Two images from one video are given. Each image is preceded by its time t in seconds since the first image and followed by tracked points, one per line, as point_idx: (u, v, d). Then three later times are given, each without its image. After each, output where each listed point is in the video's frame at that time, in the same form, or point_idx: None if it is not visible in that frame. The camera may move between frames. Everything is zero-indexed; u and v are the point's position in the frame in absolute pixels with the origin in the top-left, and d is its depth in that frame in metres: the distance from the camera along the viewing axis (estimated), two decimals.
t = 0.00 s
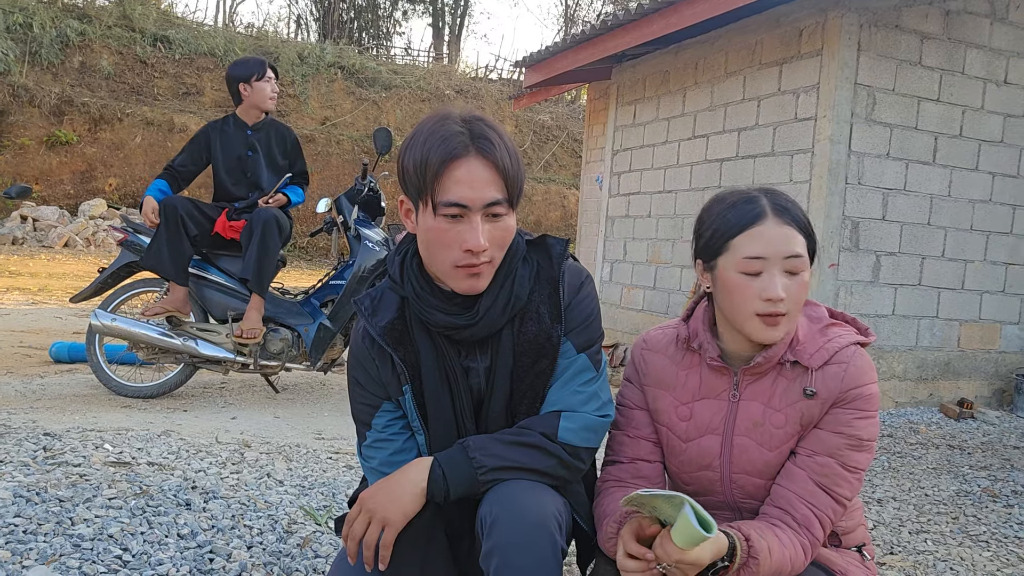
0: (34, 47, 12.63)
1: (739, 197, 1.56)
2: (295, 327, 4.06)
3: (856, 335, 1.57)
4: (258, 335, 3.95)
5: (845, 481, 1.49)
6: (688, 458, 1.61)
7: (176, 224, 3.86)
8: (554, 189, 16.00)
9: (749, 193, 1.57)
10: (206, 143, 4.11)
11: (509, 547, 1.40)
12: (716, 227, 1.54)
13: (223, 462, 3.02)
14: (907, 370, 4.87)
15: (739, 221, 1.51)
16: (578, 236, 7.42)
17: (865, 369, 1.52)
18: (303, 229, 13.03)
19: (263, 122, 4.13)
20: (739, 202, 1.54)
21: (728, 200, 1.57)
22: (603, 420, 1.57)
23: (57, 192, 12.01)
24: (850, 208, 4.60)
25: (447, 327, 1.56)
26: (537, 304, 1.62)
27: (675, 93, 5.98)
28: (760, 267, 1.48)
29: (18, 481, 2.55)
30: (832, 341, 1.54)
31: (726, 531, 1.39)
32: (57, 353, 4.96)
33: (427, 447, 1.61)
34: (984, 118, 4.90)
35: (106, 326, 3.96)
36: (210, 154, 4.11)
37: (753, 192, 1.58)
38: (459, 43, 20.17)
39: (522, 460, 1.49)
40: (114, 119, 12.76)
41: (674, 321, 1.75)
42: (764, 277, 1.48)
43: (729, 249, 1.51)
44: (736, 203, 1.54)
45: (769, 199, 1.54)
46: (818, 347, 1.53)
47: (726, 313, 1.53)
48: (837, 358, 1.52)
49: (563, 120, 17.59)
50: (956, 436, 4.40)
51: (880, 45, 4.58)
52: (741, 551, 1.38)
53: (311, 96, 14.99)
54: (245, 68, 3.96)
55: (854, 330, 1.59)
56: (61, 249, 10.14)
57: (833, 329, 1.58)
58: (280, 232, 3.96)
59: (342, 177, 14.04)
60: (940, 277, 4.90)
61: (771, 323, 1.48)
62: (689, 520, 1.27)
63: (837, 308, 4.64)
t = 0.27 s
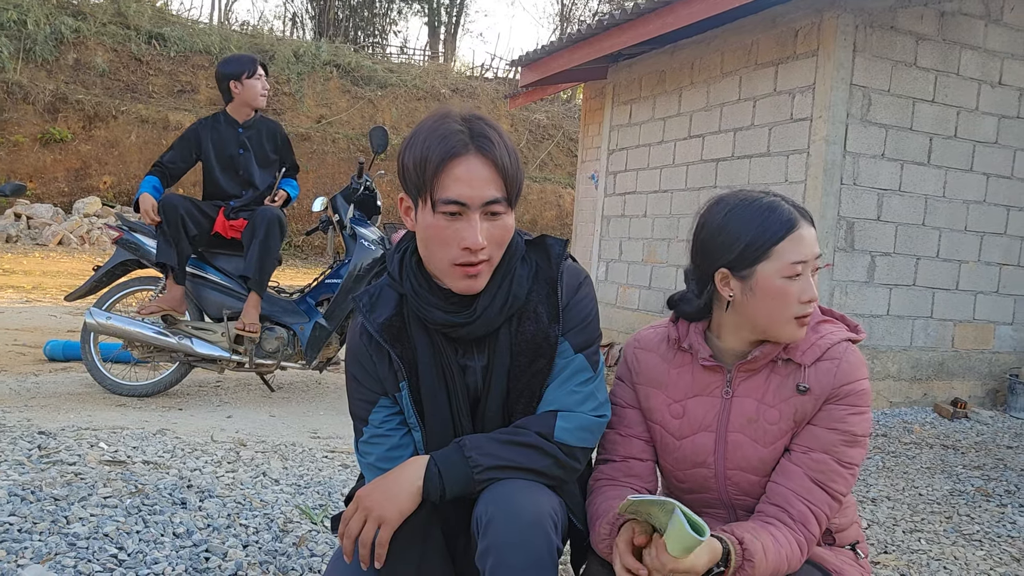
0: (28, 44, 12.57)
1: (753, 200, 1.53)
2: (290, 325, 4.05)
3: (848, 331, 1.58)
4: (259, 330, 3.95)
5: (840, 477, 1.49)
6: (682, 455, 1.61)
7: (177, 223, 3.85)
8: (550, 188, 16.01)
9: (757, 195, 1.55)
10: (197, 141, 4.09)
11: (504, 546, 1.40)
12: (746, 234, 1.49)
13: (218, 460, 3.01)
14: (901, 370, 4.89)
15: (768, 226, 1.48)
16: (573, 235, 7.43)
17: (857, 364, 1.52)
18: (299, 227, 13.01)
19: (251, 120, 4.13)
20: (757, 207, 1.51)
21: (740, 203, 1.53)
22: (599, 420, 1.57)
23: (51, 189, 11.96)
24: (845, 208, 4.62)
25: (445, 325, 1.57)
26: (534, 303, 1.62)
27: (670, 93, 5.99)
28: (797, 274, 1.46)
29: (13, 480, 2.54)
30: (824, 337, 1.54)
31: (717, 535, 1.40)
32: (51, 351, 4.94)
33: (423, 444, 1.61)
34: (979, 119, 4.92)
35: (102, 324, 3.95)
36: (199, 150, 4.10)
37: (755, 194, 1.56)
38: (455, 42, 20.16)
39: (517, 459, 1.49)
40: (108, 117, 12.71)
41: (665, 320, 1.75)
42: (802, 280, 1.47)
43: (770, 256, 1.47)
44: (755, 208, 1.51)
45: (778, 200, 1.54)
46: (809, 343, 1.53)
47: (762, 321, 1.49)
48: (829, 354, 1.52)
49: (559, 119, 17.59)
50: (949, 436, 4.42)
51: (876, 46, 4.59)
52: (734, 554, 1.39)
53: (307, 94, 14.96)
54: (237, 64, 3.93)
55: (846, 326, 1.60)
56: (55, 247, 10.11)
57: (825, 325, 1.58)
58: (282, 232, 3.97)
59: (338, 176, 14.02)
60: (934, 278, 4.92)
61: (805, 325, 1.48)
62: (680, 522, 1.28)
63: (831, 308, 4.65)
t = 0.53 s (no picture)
0: (22, 41, 12.51)
1: (754, 206, 1.52)
2: (285, 324, 4.05)
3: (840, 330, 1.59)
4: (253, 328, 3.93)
5: (835, 474, 1.50)
6: (677, 455, 1.62)
7: (170, 222, 3.84)
8: (545, 187, 16.01)
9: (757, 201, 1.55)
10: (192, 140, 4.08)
11: (500, 545, 1.40)
12: (750, 242, 1.48)
13: (213, 459, 3.01)
14: (895, 369, 4.91)
15: (773, 234, 1.48)
16: (569, 234, 7.44)
17: (850, 362, 1.53)
18: (294, 226, 12.99)
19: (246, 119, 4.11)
20: (760, 213, 1.51)
21: (742, 209, 1.52)
22: (595, 419, 1.58)
23: (46, 187, 11.91)
24: (840, 208, 4.63)
25: (441, 324, 1.57)
26: (531, 303, 1.62)
27: (666, 92, 5.99)
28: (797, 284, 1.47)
29: (7, 478, 2.53)
30: (818, 336, 1.55)
31: (723, 531, 1.41)
32: (45, 350, 4.92)
33: (419, 443, 1.61)
34: (973, 119, 4.94)
35: (96, 323, 3.94)
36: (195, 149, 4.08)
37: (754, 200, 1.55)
38: (451, 40, 20.15)
39: (513, 458, 1.50)
40: (103, 114, 12.67)
41: (658, 320, 1.75)
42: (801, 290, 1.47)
43: (775, 265, 1.47)
44: (758, 215, 1.50)
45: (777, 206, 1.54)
46: (803, 343, 1.54)
47: (762, 327, 1.49)
48: (823, 353, 1.53)
49: (555, 118, 17.59)
50: (944, 435, 4.44)
51: (871, 46, 4.60)
52: (740, 550, 1.39)
53: (302, 92, 14.93)
54: (230, 62, 3.93)
55: (838, 326, 1.61)
56: (49, 245, 10.07)
57: (818, 324, 1.59)
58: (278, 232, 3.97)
59: (333, 174, 14.01)
60: (928, 277, 4.94)
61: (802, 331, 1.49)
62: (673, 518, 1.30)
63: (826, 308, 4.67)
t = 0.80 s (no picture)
0: (18, 40, 12.47)
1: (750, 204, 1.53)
2: (282, 323, 4.04)
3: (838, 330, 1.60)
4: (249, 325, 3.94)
5: (833, 473, 1.51)
6: (674, 453, 1.62)
7: (166, 219, 3.84)
8: (542, 186, 16.02)
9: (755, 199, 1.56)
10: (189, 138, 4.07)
11: (498, 545, 1.41)
12: (748, 241, 1.49)
13: (210, 458, 3.01)
14: (892, 368, 4.92)
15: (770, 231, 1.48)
16: (566, 233, 7.44)
17: (847, 362, 1.55)
18: (291, 225, 12.97)
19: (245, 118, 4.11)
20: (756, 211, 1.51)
21: (741, 208, 1.52)
22: (591, 419, 1.58)
23: (42, 185, 11.88)
24: (837, 207, 4.64)
25: (437, 323, 1.57)
26: (528, 302, 1.62)
27: (663, 92, 6.00)
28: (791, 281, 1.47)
29: (3, 477, 2.53)
30: (815, 336, 1.56)
31: (728, 532, 1.41)
32: (42, 349, 4.92)
33: (416, 442, 1.62)
34: (970, 119, 4.95)
35: (93, 321, 3.93)
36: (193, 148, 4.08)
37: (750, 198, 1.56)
38: (449, 39, 20.14)
39: (510, 457, 1.50)
40: (100, 113, 12.64)
41: (655, 320, 1.76)
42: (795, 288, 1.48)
43: (773, 263, 1.47)
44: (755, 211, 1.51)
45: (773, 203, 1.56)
46: (801, 342, 1.55)
47: (759, 326, 1.50)
48: (821, 353, 1.54)
49: (552, 117, 17.59)
50: (940, 434, 4.45)
51: (868, 46, 4.61)
52: (744, 550, 1.40)
53: (299, 91, 14.91)
54: (227, 61, 3.95)
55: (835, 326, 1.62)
56: (45, 244, 10.05)
57: (815, 324, 1.60)
58: (267, 229, 3.94)
59: (330, 173, 14.00)
60: (925, 277, 4.95)
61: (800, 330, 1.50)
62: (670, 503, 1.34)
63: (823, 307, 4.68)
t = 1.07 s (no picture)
0: (15, 38, 12.44)
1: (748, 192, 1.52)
2: (280, 321, 4.04)
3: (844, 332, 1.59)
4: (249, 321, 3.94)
5: (833, 476, 1.51)
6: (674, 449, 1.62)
7: (163, 218, 3.82)
8: (541, 185, 16.02)
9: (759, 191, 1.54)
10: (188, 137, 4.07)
11: (496, 543, 1.40)
12: (711, 225, 1.53)
13: (208, 457, 3.00)
14: (889, 368, 4.93)
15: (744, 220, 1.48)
16: (564, 232, 7.44)
17: (851, 365, 1.54)
18: (289, 224, 12.96)
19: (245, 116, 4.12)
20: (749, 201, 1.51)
21: (725, 195, 1.54)
22: (589, 417, 1.58)
23: (39, 184, 11.86)
24: (835, 206, 4.64)
25: (435, 323, 1.57)
26: (525, 301, 1.62)
27: (662, 91, 6.00)
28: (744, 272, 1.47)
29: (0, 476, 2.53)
30: (821, 338, 1.55)
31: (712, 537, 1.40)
32: (39, 348, 4.91)
33: (414, 442, 1.61)
34: (967, 118, 4.96)
35: (90, 320, 3.92)
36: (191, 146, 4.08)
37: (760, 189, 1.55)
38: (447, 38, 20.13)
39: (509, 456, 1.50)
40: (97, 111, 12.61)
41: (661, 315, 1.76)
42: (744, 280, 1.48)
43: (723, 250, 1.50)
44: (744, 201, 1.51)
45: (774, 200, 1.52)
46: (805, 343, 1.54)
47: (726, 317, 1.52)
48: (825, 355, 1.54)
49: (550, 116, 17.59)
50: (937, 433, 4.46)
51: (866, 45, 4.62)
52: (728, 556, 1.39)
53: (297, 90, 14.90)
54: (226, 60, 3.93)
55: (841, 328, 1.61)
56: (42, 243, 10.03)
57: (822, 325, 1.59)
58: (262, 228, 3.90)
59: (328, 172, 13.98)
60: (923, 276, 4.96)
61: (757, 328, 1.49)
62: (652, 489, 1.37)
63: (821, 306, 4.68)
